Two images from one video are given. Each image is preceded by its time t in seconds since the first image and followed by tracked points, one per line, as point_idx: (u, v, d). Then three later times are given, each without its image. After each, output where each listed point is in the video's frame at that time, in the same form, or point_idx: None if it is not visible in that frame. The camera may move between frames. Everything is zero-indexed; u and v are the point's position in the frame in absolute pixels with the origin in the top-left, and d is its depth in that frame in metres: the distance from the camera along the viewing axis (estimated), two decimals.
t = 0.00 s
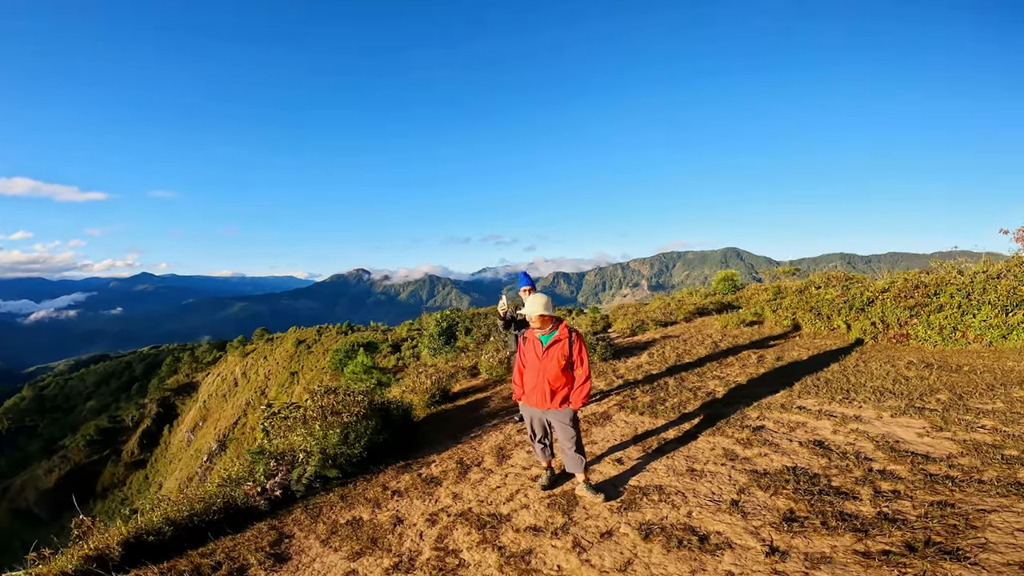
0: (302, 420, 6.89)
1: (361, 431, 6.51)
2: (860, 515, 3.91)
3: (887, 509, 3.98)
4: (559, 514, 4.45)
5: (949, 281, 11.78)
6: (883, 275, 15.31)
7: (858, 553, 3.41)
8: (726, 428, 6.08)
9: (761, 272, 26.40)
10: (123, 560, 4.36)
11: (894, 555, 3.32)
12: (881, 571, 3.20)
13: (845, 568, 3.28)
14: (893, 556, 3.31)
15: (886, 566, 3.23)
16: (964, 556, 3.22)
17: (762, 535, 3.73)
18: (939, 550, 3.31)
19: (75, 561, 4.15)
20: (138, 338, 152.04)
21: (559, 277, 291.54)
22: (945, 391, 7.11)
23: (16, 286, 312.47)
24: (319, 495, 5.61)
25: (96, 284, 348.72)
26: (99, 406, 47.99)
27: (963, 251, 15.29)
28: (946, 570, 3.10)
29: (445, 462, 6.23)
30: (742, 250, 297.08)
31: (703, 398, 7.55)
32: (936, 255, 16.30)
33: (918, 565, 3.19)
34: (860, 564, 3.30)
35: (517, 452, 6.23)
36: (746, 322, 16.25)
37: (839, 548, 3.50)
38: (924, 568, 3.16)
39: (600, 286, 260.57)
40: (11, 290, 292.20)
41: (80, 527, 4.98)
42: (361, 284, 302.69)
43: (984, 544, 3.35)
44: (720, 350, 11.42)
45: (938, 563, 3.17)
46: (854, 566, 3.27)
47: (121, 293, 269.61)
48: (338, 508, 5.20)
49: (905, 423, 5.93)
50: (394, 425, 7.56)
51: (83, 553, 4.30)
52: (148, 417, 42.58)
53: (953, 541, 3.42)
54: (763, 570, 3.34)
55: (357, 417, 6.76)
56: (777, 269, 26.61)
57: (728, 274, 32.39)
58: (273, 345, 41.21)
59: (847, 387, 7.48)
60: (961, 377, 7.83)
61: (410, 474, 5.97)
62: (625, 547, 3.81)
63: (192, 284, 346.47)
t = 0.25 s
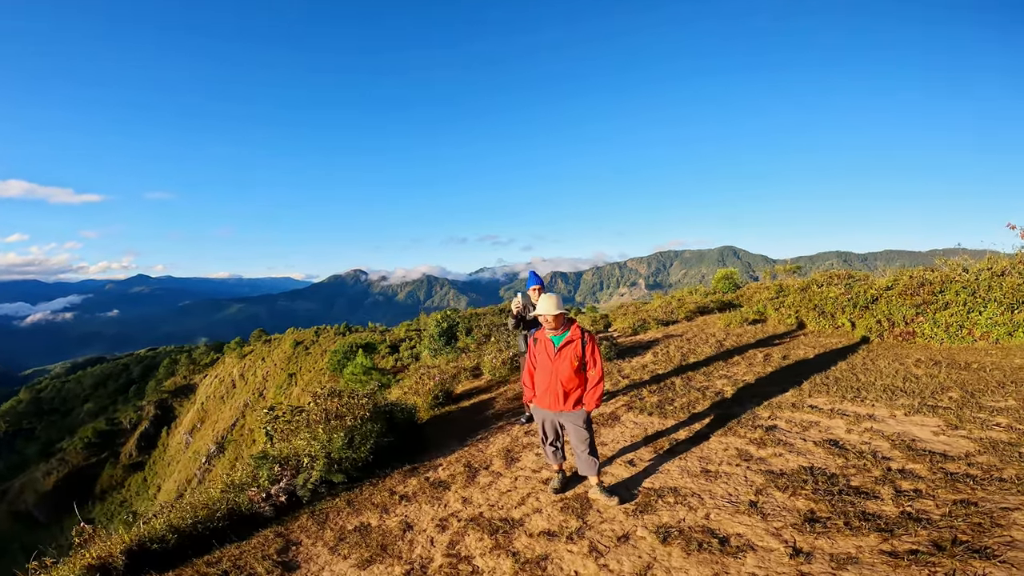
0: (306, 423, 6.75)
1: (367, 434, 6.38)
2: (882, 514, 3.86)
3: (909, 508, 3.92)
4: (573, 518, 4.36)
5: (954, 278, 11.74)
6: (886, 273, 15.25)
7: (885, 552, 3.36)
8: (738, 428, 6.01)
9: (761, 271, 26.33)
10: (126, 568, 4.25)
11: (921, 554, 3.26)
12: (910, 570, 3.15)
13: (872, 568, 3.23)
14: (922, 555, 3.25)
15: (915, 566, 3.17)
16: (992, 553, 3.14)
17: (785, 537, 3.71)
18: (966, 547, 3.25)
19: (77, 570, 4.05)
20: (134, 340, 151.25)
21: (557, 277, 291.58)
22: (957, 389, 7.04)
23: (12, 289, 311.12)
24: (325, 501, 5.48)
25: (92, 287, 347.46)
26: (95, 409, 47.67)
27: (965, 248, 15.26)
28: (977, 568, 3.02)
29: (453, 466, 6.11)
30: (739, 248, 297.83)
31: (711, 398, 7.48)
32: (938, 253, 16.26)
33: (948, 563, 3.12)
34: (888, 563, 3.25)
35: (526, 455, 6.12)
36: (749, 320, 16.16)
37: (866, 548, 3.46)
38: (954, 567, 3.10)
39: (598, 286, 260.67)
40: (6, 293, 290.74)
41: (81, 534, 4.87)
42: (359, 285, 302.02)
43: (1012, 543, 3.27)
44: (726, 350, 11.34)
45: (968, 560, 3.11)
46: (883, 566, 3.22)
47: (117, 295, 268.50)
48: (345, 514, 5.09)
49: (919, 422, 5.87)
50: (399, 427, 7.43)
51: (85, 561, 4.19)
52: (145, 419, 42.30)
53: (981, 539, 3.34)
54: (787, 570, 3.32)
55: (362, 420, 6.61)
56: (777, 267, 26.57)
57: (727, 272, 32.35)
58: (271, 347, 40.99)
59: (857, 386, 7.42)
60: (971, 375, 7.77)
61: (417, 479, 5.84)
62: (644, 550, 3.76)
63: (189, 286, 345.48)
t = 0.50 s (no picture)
0: (309, 426, 6.60)
1: (373, 437, 6.25)
2: (908, 511, 3.80)
3: (934, 504, 3.86)
4: (590, 521, 4.29)
5: (958, 274, 11.69)
6: (888, 270, 15.21)
7: (916, 549, 3.30)
8: (751, 426, 5.94)
9: (761, 268, 26.29)
10: None
11: (953, 550, 3.19)
12: (944, 566, 3.08)
13: (905, 565, 3.16)
14: (954, 551, 3.17)
15: (948, 562, 3.09)
16: None
17: (810, 536, 3.67)
18: (1000, 543, 3.17)
19: None
20: (129, 342, 150.17)
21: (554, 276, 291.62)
22: (968, 384, 6.99)
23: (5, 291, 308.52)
24: (332, 506, 5.37)
25: (86, 290, 345.04)
26: (91, 412, 47.27)
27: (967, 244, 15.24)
28: (1013, 564, 2.95)
29: (462, 468, 6.00)
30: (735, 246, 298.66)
31: (721, 396, 7.41)
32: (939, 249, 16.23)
33: (982, 559, 3.05)
34: (919, 560, 3.18)
35: (536, 456, 6.01)
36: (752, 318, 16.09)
37: (895, 545, 3.40)
38: (988, 563, 3.03)
39: (595, 285, 260.78)
40: None
41: (83, 542, 4.75)
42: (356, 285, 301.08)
43: None
44: (731, 348, 11.28)
45: (1002, 556, 3.04)
46: (915, 563, 3.16)
47: (112, 298, 266.69)
48: (353, 520, 4.97)
49: (934, 419, 5.81)
50: (404, 430, 7.29)
51: (87, 571, 4.07)
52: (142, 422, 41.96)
53: (1014, 535, 3.26)
54: (817, 570, 3.28)
55: (368, 423, 6.48)
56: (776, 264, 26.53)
57: (726, 270, 32.34)
58: (267, 348, 40.69)
59: (868, 383, 7.35)
60: (981, 371, 7.71)
61: (425, 482, 5.73)
62: (666, 552, 3.72)
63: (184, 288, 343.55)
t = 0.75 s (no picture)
0: (311, 428, 6.50)
1: (376, 439, 6.15)
2: (924, 509, 3.75)
3: (950, 502, 3.81)
4: (601, 522, 4.22)
5: (958, 271, 11.70)
6: (887, 267, 15.21)
7: (936, 545, 3.25)
8: (759, 425, 5.89)
9: (758, 267, 26.31)
10: None
11: (974, 546, 3.13)
12: (965, 562, 3.03)
13: (927, 561, 3.11)
14: (975, 547, 3.12)
15: (971, 559, 3.03)
16: None
17: (827, 533, 3.62)
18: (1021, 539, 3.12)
19: None
20: (125, 345, 149.32)
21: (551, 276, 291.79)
22: (974, 381, 6.96)
23: None
24: (335, 509, 5.27)
25: (81, 292, 342.95)
26: (87, 415, 46.93)
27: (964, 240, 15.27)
28: None
29: (467, 470, 5.91)
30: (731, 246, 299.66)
31: (726, 394, 7.35)
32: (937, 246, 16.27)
33: (1005, 555, 3.00)
34: (940, 556, 3.14)
35: (542, 456, 5.94)
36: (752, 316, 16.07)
37: (915, 542, 3.35)
38: (1011, 558, 2.97)
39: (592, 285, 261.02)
40: None
41: (81, 548, 4.66)
42: (353, 287, 300.29)
43: None
44: (733, 346, 11.23)
45: None
46: (936, 559, 3.11)
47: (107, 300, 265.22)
48: (358, 523, 4.88)
49: (943, 416, 5.77)
50: (407, 431, 7.20)
51: None
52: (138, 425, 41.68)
53: None
54: (837, 568, 3.23)
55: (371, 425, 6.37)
56: (774, 263, 26.60)
57: (724, 269, 32.37)
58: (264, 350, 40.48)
59: (874, 380, 7.30)
60: (985, 367, 7.69)
61: (430, 484, 5.65)
62: (681, 553, 3.64)
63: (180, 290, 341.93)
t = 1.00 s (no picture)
0: (314, 431, 6.46)
1: (380, 442, 6.11)
2: (935, 505, 3.77)
3: (960, 498, 3.82)
4: (610, 522, 4.21)
5: (957, 269, 11.75)
6: (886, 266, 15.27)
7: (950, 542, 3.27)
8: (764, 424, 5.89)
9: (756, 267, 26.37)
10: None
11: (987, 542, 3.15)
12: (980, 558, 3.04)
13: (941, 558, 3.13)
14: (988, 543, 3.14)
15: (985, 554, 3.05)
16: None
17: (840, 531, 3.63)
18: None
19: None
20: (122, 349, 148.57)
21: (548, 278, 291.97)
22: (977, 378, 6.98)
23: None
24: (341, 513, 5.23)
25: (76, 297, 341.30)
26: (83, 420, 46.66)
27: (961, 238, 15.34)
28: None
29: (472, 472, 5.89)
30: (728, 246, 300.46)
31: (730, 394, 7.35)
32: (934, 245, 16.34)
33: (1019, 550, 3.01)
34: (954, 552, 3.15)
35: (547, 458, 5.91)
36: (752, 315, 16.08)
37: (929, 539, 3.36)
38: None
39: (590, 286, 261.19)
40: None
41: (85, 555, 4.62)
42: (350, 290, 299.73)
43: None
44: (735, 346, 11.24)
45: None
46: (951, 555, 3.12)
47: (103, 305, 263.93)
48: (364, 527, 4.85)
49: (947, 413, 5.79)
50: (410, 434, 7.16)
51: None
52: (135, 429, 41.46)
53: None
54: (852, 565, 3.25)
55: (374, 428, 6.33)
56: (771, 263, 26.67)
57: (721, 269, 32.42)
58: (261, 354, 40.30)
59: (877, 378, 7.31)
60: (987, 364, 7.72)
61: (435, 487, 5.62)
62: (692, 552, 3.64)
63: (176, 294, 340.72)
